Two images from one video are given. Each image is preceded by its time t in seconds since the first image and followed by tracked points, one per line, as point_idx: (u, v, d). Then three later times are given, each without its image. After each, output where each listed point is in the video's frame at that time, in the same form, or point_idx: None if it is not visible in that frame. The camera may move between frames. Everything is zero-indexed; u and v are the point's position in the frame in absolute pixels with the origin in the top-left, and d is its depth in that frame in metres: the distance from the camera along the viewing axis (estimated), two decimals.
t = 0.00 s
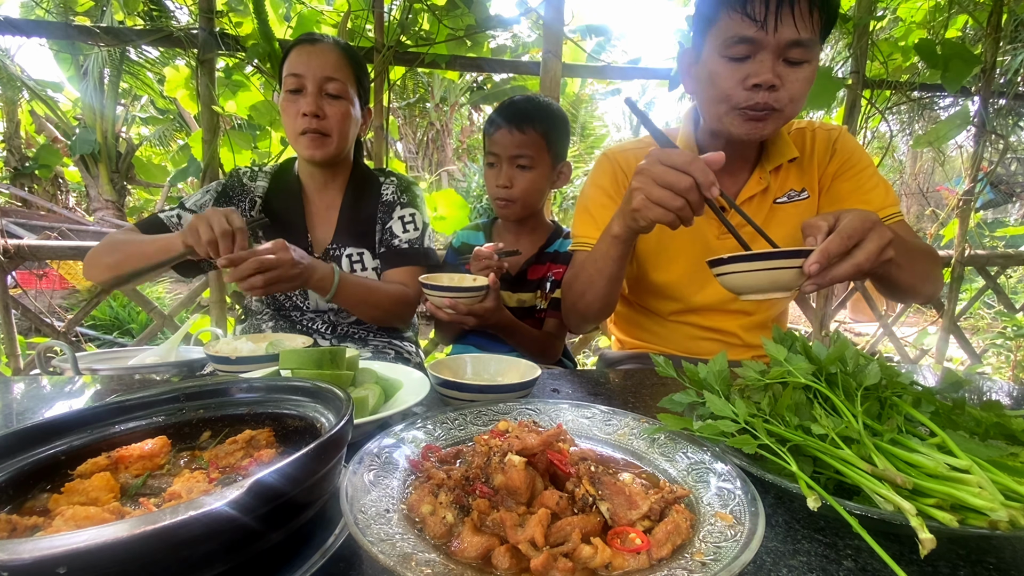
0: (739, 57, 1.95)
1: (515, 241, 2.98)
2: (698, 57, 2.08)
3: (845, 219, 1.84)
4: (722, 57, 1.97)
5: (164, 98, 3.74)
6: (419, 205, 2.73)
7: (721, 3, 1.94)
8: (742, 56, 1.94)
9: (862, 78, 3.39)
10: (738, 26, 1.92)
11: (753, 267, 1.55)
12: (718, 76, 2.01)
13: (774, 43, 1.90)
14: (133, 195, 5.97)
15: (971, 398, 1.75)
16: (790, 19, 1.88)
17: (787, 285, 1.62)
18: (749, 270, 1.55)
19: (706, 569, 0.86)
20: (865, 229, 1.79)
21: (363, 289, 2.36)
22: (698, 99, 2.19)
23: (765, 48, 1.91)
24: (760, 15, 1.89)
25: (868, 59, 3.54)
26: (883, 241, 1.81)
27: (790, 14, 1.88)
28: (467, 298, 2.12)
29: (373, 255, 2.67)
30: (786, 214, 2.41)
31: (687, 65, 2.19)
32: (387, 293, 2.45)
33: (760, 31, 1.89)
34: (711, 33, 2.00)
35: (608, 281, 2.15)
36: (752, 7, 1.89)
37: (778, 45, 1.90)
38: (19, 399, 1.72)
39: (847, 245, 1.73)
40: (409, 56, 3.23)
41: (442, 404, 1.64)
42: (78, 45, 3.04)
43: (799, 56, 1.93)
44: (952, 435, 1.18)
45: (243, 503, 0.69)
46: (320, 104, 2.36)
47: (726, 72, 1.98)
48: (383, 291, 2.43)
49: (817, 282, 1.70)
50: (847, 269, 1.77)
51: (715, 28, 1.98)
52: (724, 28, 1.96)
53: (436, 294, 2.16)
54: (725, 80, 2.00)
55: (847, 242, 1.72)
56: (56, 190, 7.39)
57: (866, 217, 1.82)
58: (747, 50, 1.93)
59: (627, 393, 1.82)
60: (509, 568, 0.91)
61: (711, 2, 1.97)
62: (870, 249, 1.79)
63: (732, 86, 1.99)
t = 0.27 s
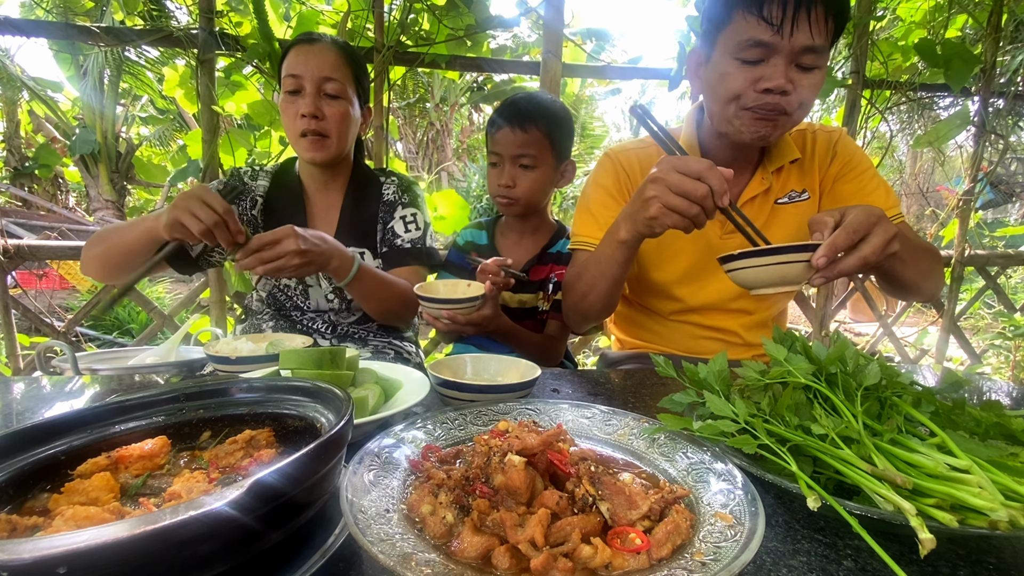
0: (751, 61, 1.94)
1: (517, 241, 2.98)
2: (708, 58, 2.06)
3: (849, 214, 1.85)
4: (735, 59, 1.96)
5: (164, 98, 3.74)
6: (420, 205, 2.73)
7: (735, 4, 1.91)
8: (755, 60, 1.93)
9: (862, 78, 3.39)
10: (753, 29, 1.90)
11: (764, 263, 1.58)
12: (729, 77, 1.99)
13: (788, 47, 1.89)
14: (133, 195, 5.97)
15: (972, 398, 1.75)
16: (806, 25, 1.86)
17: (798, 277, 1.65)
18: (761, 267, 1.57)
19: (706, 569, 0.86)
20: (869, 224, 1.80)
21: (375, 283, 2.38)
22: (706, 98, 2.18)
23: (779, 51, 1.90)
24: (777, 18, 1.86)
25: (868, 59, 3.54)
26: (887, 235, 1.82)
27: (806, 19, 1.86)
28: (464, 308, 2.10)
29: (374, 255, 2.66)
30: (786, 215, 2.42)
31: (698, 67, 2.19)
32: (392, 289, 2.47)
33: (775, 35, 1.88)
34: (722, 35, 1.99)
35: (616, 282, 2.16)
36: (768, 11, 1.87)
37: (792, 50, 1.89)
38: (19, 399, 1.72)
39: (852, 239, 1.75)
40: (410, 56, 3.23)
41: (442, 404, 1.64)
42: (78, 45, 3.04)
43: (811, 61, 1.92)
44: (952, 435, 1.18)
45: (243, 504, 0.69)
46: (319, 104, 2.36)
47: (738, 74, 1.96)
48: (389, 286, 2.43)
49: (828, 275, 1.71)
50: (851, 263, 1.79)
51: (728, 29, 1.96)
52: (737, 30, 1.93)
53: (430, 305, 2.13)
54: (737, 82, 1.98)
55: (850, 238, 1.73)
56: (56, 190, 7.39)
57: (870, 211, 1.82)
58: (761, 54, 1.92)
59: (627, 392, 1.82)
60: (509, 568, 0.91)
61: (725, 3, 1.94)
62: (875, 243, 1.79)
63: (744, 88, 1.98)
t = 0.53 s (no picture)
0: (761, 64, 1.92)
1: (518, 244, 2.98)
2: (717, 59, 2.06)
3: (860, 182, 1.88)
4: (744, 62, 1.94)
5: (164, 98, 3.74)
6: (421, 207, 2.73)
7: (749, 6, 1.91)
8: (765, 64, 1.92)
9: (863, 78, 3.40)
10: (764, 31, 1.89)
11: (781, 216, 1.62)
12: (737, 80, 1.98)
13: (799, 53, 1.87)
14: (133, 195, 5.97)
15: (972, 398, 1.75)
16: (818, 31, 1.86)
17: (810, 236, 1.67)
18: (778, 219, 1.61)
19: (707, 569, 0.86)
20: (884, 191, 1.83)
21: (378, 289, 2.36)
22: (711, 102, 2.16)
23: (788, 56, 1.89)
24: (790, 22, 1.85)
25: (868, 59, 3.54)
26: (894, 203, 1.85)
27: (818, 26, 1.85)
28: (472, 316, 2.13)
29: (375, 257, 2.66)
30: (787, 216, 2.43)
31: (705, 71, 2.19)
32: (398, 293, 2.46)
33: (787, 39, 1.86)
34: (733, 38, 1.97)
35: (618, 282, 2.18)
36: (781, 14, 1.86)
37: (802, 56, 1.88)
38: (20, 399, 1.72)
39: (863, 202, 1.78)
40: (410, 56, 3.23)
41: (442, 404, 1.63)
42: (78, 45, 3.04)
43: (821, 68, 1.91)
44: (953, 435, 1.17)
45: (243, 503, 0.69)
46: (321, 104, 2.36)
47: (746, 77, 1.95)
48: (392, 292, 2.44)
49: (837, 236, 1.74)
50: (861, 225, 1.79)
51: (739, 30, 1.95)
52: (749, 31, 1.92)
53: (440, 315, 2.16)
54: (745, 84, 1.96)
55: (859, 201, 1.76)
56: (56, 190, 7.39)
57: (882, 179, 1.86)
58: (771, 58, 1.90)
59: (627, 393, 1.82)
60: (509, 568, 0.91)
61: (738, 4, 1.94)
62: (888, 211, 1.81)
63: (752, 92, 1.96)
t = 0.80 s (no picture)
0: (762, 65, 1.92)
1: (517, 245, 2.98)
2: (722, 60, 2.05)
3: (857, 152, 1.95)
4: (747, 63, 1.94)
5: (163, 98, 3.74)
6: (420, 208, 2.73)
7: (753, 6, 1.91)
8: (766, 65, 1.91)
9: (862, 78, 3.40)
10: (767, 32, 1.89)
11: (772, 172, 1.74)
12: (739, 81, 1.97)
13: (801, 55, 1.87)
14: (133, 195, 5.97)
15: (972, 398, 1.75)
16: (821, 34, 1.85)
17: (799, 196, 1.78)
18: (769, 174, 1.73)
19: (706, 569, 0.86)
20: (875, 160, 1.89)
21: (387, 294, 2.44)
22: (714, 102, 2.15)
23: (790, 58, 1.88)
24: (793, 23, 1.85)
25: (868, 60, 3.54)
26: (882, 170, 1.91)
27: (821, 28, 1.85)
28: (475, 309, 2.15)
29: (374, 257, 2.67)
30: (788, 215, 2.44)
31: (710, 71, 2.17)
32: (404, 296, 2.53)
33: (789, 40, 1.86)
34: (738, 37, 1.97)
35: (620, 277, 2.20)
36: (785, 15, 1.85)
37: (804, 58, 1.87)
38: (19, 398, 1.73)
39: (855, 169, 1.85)
40: (410, 56, 3.22)
41: (442, 404, 1.63)
42: (78, 45, 3.05)
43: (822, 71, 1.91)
44: (952, 435, 1.18)
45: (243, 504, 0.69)
46: (323, 103, 2.36)
47: (748, 79, 1.94)
48: (387, 293, 2.44)
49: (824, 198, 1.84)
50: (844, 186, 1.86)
51: (743, 31, 1.95)
52: (753, 31, 1.92)
53: (440, 306, 2.15)
54: (747, 85, 1.96)
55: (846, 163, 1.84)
56: (56, 190, 7.39)
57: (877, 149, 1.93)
58: (773, 60, 1.90)
59: (627, 392, 1.82)
60: (509, 568, 0.91)
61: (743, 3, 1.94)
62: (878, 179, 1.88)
63: (752, 93, 1.95)
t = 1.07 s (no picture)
0: (770, 78, 1.91)
1: (518, 244, 2.98)
2: (726, 67, 2.04)
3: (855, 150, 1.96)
4: (752, 74, 1.93)
5: (164, 98, 3.74)
6: (421, 208, 2.73)
7: (760, 18, 1.89)
8: (773, 78, 1.90)
9: (862, 78, 3.40)
10: (774, 45, 1.88)
11: (772, 164, 1.74)
12: (743, 90, 1.96)
13: (807, 69, 1.86)
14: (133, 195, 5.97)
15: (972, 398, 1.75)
16: (826, 47, 1.85)
17: (798, 189, 1.78)
18: (768, 167, 1.74)
19: (707, 569, 0.86)
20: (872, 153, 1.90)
21: (389, 294, 2.44)
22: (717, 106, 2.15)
23: (796, 71, 1.88)
24: (800, 37, 1.84)
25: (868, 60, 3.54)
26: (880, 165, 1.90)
27: (827, 42, 1.85)
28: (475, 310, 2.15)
29: (375, 257, 2.67)
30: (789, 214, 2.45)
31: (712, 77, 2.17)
32: (405, 295, 2.52)
33: (796, 54, 1.85)
34: (742, 49, 1.96)
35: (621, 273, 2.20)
36: (792, 29, 1.85)
37: (810, 71, 1.87)
38: (19, 398, 1.72)
39: (853, 161, 1.86)
40: (410, 56, 3.23)
41: (443, 404, 1.63)
42: (78, 45, 3.05)
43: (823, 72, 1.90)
44: (953, 435, 1.18)
45: (243, 504, 0.69)
46: (325, 104, 2.36)
47: (754, 89, 1.94)
48: (388, 293, 2.44)
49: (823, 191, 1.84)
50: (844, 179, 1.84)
51: (749, 41, 1.94)
52: (759, 42, 1.91)
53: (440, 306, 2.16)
54: (752, 95, 1.95)
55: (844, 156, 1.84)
56: (56, 190, 7.39)
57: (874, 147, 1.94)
58: (779, 73, 1.89)
59: (628, 392, 1.82)
60: (509, 568, 0.91)
61: (750, 13, 1.92)
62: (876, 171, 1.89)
63: (757, 104, 1.95)
